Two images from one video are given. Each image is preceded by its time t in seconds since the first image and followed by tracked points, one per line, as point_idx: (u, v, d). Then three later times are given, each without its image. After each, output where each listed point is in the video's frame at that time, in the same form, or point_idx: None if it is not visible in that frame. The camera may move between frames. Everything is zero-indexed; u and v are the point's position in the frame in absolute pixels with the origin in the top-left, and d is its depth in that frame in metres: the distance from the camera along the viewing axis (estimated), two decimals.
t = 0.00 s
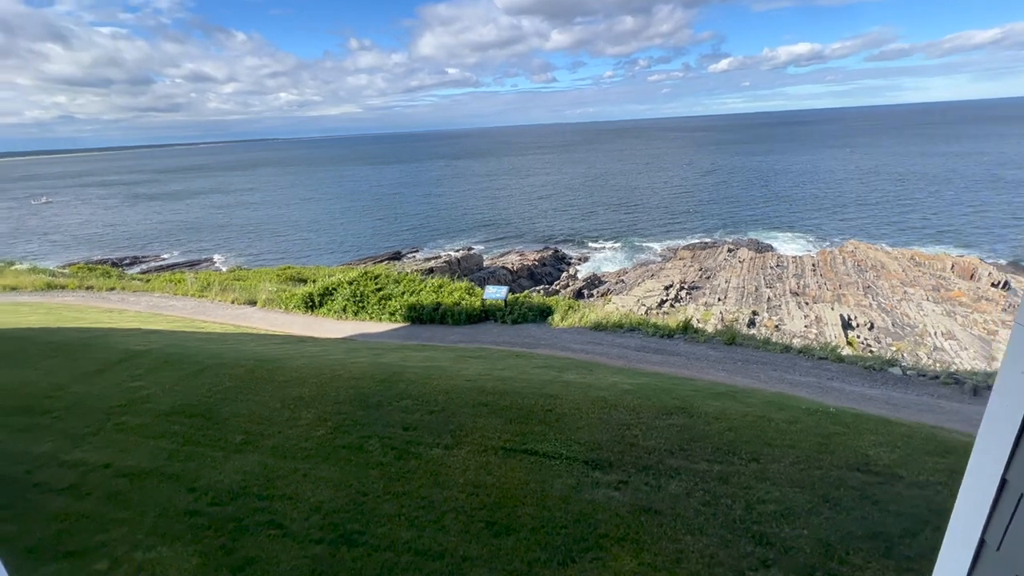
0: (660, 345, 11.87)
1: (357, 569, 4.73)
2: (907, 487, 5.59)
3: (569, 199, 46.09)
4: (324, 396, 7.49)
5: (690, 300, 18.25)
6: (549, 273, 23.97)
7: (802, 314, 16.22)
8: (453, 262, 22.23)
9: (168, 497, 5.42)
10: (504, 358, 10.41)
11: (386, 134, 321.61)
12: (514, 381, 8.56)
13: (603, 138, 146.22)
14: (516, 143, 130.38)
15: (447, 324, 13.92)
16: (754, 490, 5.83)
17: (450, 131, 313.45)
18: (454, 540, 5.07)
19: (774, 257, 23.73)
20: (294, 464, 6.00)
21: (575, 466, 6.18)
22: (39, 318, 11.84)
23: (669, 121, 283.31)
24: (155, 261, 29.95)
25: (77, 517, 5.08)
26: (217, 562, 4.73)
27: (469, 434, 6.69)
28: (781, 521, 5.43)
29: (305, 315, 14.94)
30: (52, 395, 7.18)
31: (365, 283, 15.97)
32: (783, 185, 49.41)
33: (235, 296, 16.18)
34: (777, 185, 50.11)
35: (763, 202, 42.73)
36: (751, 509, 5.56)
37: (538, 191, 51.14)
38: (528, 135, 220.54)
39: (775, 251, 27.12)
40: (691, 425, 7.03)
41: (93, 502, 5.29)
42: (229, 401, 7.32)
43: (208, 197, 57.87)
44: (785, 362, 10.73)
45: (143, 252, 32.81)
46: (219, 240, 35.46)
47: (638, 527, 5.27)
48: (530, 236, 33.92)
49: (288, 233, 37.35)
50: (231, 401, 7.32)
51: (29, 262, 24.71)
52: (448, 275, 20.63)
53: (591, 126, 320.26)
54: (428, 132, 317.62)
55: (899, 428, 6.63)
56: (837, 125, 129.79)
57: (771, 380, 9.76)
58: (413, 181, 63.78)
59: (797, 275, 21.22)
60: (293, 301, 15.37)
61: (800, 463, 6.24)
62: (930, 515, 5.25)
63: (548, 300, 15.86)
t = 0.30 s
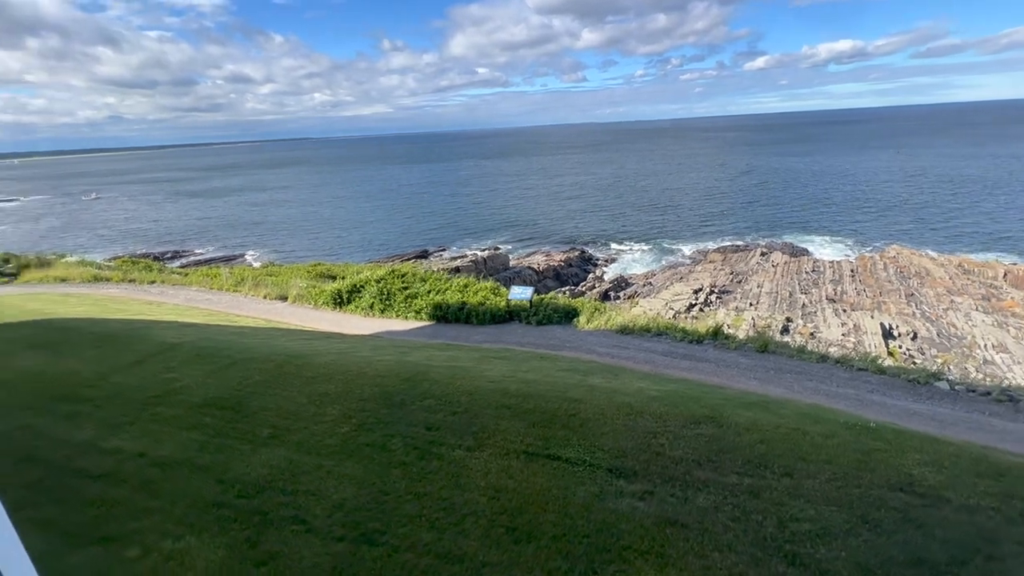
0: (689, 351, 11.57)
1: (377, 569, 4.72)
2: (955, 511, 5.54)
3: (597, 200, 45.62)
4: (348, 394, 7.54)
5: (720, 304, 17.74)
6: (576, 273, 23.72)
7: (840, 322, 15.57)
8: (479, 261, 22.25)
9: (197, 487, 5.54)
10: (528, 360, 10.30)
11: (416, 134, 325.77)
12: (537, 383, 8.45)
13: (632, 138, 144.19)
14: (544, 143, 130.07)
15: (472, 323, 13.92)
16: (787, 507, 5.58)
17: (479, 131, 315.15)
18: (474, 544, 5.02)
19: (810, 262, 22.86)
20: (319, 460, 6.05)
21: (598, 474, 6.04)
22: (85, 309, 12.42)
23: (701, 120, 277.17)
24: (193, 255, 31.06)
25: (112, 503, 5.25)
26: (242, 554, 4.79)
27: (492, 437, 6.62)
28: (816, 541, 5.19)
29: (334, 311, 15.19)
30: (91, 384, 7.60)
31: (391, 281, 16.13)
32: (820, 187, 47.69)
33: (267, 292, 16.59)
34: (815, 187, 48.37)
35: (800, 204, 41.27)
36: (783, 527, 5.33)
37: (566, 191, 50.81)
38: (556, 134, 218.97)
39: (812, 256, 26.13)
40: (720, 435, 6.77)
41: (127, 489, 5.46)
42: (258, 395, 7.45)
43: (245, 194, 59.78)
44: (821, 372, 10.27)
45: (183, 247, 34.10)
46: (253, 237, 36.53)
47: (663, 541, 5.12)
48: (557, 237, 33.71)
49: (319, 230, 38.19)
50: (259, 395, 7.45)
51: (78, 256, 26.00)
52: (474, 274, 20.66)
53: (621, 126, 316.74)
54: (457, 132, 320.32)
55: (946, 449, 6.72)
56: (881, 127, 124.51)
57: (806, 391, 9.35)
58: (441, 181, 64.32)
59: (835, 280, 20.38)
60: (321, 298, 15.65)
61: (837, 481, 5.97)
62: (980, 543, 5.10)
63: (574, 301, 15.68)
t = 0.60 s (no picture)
0: (741, 367, 10.97)
1: (406, 570, 4.73)
2: None
3: (649, 206, 44.50)
4: (389, 391, 7.67)
5: (777, 318, 16.75)
6: (624, 280, 23.18)
7: (913, 344, 14.30)
8: (526, 264, 22.20)
9: (243, 473, 5.77)
10: (569, 367, 10.11)
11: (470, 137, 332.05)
12: (577, 392, 8.25)
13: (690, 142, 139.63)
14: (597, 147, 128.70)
15: (515, 326, 13.87)
16: (843, 545, 5.14)
17: (532, 134, 315.54)
18: (503, 553, 4.93)
19: (881, 277, 21.19)
20: (357, 455, 6.16)
21: (636, 492, 5.80)
22: (159, 296, 13.41)
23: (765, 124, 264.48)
24: (258, 249, 32.95)
25: (168, 481, 5.56)
26: (280, 540, 4.93)
27: (527, 445, 6.52)
28: None
29: (381, 308, 15.59)
30: (160, 366, 8.19)
31: (438, 280, 16.37)
32: (897, 197, 44.24)
33: (321, 286, 17.28)
34: (890, 197, 44.93)
35: (873, 215, 38.43)
36: (839, 568, 4.90)
37: (617, 196, 49.90)
38: (609, 137, 216.26)
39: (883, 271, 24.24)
40: (771, 460, 6.34)
41: (182, 468, 5.78)
42: (304, 387, 7.72)
43: (307, 193, 62.92)
44: (890, 398, 9.45)
45: (249, 241, 36.27)
46: (313, 233, 38.32)
47: (702, 570, 4.83)
48: (606, 242, 33.14)
49: (373, 229, 39.51)
50: (306, 387, 7.71)
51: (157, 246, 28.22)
52: (520, 277, 20.62)
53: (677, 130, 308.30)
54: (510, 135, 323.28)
55: None
56: (970, 132, 114.27)
57: (871, 419, 8.61)
58: (492, 183, 64.97)
59: (909, 298, 18.77)
60: (370, 294, 16.11)
61: (903, 521, 5.44)
62: None
63: (620, 308, 15.28)
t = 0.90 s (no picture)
0: (818, 395, 10.08)
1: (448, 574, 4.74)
2: None
3: (723, 217, 42.34)
4: (444, 393, 7.80)
5: (863, 344, 15.24)
6: (691, 293, 22.16)
7: None
8: (588, 272, 21.86)
9: (304, 461, 6.07)
10: (627, 381, 9.77)
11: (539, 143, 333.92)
12: (633, 408, 7.95)
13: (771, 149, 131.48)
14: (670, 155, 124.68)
15: (572, 336, 13.67)
16: None
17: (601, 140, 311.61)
18: (546, 570, 4.81)
19: (993, 305, 18.70)
20: (409, 453, 6.29)
21: (690, 520, 5.47)
22: (244, 289, 14.58)
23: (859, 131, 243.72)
24: (334, 248, 34.97)
25: (238, 462, 5.96)
26: (333, 529, 5.12)
27: (578, 459, 6.36)
28: None
29: (442, 310, 15.96)
30: (240, 353, 8.87)
31: (499, 286, 16.51)
32: (1019, 215, 38.96)
33: (387, 286, 18.03)
34: (1010, 214, 39.68)
35: (987, 233, 34.09)
36: None
37: (687, 206, 47.99)
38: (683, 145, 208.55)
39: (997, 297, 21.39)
40: (847, 501, 5.75)
41: (251, 451, 6.18)
42: (365, 382, 8.04)
43: (381, 195, 66.00)
44: (998, 445, 8.26)
45: (326, 240, 38.64)
46: (384, 235, 40.10)
47: None
48: (673, 253, 31.93)
49: (440, 232, 40.70)
50: (366, 382, 8.03)
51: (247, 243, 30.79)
52: (581, 286, 20.32)
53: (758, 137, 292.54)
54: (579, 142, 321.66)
55: None
56: None
57: (975, 466, 7.56)
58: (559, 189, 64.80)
59: None
60: (433, 296, 16.55)
61: None
62: None
63: (685, 323, 14.60)
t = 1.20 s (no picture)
0: (913, 432, 9.05)
1: None
2: None
3: (805, 231, 39.46)
4: (502, 399, 7.84)
5: (972, 377, 13.50)
6: (766, 311, 20.80)
7: None
8: (654, 285, 21.16)
9: (367, 456, 6.31)
10: (692, 401, 9.31)
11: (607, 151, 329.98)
12: (697, 430, 7.56)
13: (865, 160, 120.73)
14: (747, 164, 118.33)
15: (636, 350, 13.27)
16: None
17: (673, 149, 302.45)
18: None
19: None
20: (466, 456, 6.36)
21: (758, 557, 5.09)
22: (321, 288, 15.55)
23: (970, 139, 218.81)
24: (403, 252, 36.43)
25: (307, 452, 6.31)
26: (390, 525, 5.26)
27: (637, 478, 6.13)
28: None
29: (504, 317, 16.12)
30: (314, 349, 9.45)
31: (561, 295, 16.41)
32: None
33: (452, 291, 18.49)
34: None
35: None
36: None
37: (766, 219, 45.22)
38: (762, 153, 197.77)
39: None
40: (946, 556, 5.11)
41: (320, 442, 6.53)
42: (427, 384, 8.25)
43: (450, 202, 67.95)
44: None
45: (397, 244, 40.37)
46: (450, 241, 41.21)
47: None
48: (747, 268, 30.18)
49: (505, 240, 41.24)
50: (428, 384, 8.24)
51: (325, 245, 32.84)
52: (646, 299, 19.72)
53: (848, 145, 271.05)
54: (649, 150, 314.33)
55: None
56: None
57: None
58: (626, 199, 63.49)
59: None
60: (495, 302, 16.74)
61: None
62: None
63: (760, 343, 13.70)
